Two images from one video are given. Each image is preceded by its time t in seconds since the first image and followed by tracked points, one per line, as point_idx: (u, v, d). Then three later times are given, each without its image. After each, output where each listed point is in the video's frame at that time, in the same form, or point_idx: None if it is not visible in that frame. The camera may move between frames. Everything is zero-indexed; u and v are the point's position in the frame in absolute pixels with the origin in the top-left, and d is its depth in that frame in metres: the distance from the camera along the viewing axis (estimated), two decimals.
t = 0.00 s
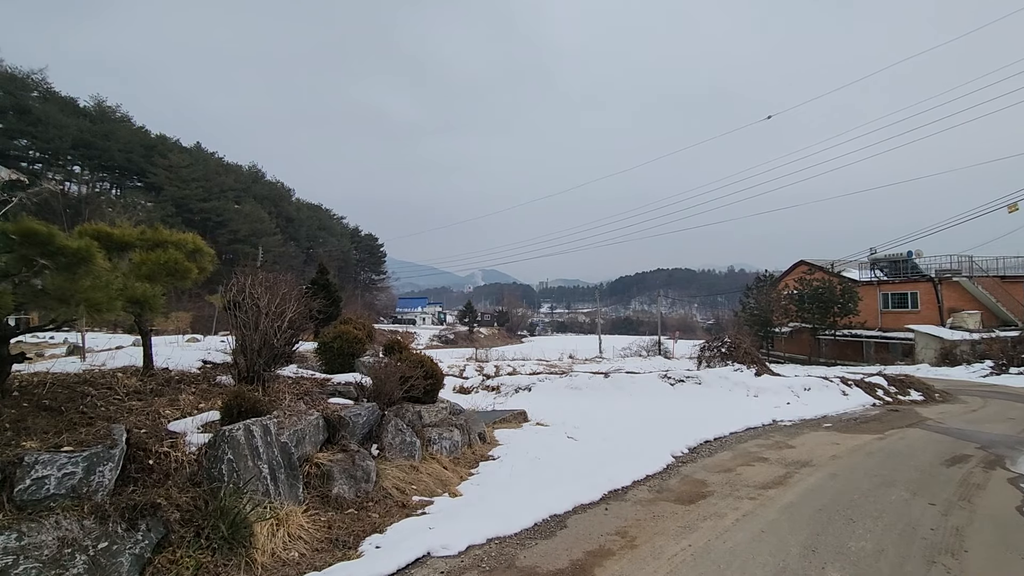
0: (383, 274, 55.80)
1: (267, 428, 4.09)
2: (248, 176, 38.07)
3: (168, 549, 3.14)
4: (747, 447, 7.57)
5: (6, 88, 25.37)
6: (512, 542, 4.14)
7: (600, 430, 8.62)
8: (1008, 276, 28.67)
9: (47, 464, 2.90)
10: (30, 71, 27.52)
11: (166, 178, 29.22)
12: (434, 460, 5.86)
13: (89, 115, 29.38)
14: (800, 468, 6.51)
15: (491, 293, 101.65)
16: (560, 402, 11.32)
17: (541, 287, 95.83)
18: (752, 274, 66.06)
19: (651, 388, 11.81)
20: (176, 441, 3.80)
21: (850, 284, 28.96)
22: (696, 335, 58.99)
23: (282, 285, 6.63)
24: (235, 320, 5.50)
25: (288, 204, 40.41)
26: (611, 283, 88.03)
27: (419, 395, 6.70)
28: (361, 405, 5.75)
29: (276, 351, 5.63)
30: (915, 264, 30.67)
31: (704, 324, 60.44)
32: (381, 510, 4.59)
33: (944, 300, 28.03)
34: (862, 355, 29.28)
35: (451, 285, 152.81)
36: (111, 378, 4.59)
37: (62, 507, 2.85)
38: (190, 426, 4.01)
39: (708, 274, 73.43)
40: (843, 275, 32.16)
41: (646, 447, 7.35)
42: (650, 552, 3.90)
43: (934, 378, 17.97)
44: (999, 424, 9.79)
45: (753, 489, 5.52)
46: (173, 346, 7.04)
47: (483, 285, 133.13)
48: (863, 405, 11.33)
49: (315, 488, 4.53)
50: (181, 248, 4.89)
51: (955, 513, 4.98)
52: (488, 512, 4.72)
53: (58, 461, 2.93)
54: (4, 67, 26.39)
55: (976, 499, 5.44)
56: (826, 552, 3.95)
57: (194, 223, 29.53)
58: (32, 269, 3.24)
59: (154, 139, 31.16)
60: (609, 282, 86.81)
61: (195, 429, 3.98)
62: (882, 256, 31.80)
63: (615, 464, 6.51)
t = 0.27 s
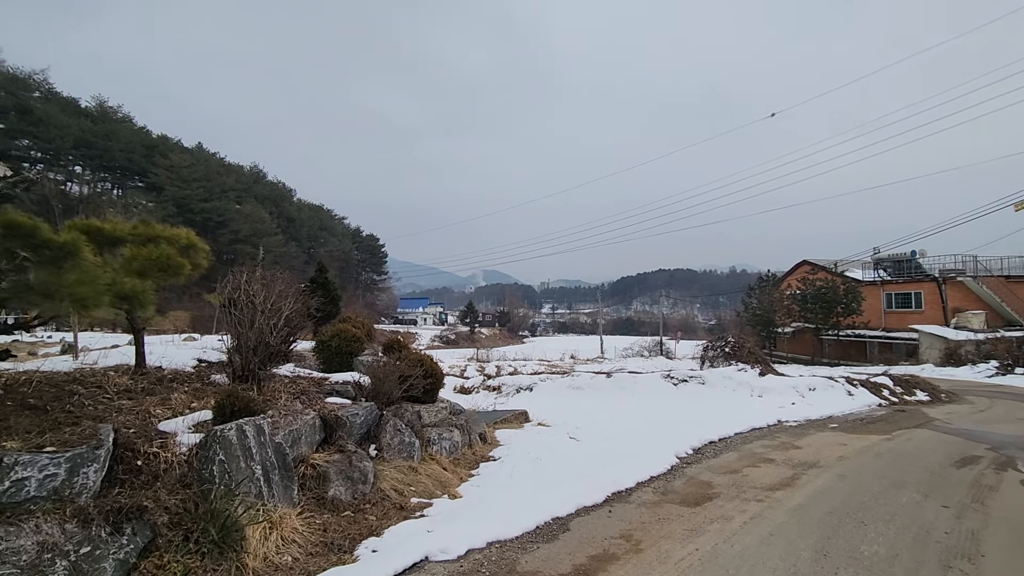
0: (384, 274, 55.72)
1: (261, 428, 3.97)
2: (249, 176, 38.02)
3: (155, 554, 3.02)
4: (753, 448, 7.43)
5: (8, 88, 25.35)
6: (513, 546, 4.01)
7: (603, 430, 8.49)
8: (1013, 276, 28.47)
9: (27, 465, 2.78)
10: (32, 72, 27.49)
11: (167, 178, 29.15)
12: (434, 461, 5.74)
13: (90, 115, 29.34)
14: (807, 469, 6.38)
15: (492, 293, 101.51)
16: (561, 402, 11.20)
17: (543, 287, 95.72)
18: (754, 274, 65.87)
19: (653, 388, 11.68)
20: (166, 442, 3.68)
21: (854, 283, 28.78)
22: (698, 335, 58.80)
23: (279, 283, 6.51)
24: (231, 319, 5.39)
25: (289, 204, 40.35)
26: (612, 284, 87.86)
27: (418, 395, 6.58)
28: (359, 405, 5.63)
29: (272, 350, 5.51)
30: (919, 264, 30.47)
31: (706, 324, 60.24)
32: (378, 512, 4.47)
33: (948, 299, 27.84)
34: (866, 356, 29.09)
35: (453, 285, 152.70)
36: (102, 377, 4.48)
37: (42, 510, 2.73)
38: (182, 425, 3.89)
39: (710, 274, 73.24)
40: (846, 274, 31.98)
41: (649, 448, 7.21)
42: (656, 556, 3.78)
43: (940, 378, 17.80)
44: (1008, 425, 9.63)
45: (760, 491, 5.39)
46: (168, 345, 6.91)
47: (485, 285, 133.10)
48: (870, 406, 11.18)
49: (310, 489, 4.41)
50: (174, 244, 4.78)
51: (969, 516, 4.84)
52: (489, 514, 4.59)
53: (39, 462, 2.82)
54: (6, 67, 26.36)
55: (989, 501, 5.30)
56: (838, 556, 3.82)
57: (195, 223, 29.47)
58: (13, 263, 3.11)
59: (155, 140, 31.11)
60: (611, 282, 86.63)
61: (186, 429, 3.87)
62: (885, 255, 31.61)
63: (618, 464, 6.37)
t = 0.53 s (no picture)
0: (386, 275, 55.65)
1: (253, 431, 3.83)
2: (251, 177, 37.94)
3: (139, 564, 2.89)
4: (759, 451, 7.28)
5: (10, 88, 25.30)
6: (513, 554, 3.87)
7: (606, 432, 8.33)
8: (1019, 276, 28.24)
9: (4, 471, 2.65)
10: (34, 72, 27.45)
11: (168, 178, 29.06)
12: (433, 465, 5.60)
13: (92, 115, 29.28)
14: (816, 472, 6.23)
15: (494, 293, 101.35)
16: (564, 403, 11.04)
17: (545, 288, 95.59)
18: (757, 274, 65.66)
19: (657, 389, 11.52)
20: (154, 446, 3.55)
21: (858, 284, 28.58)
22: (701, 336, 58.58)
23: (275, 281, 6.37)
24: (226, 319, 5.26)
25: (291, 204, 40.28)
26: (615, 284, 87.65)
27: (417, 396, 6.44)
28: (356, 407, 5.49)
29: (267, 350, 5.38)
30: (924, 264, 30.25)
31: (709, 325, 60.04)
32: (374, 518, 4.33)
33: (953, 300, 27.63)
34: (870, 356, 28.88)
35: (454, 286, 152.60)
36: (91, 378, 4.35)
37: (19, 519, 2.59)
38: (171, 429, 3.76)
39: (712, 275, 72.99)
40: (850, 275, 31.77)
41: (654, 451, 7.07)
42: (662, 566, 3.63)
43: (946, 380, 17.61)
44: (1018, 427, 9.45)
45: (768, 496, 5.24)
46: (163, 346, 6.79)
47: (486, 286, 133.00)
48: (876, 407, 11.01)
49: (304, 495, 4.28)
50: (165, 241, 4.66)
51: (985, 522, 4.68)
52: (489, 520, 4.45)
53: (16, 469, 2.69)
54: (9, 67, 26.32)
55: (1005, 507, 5.14)
56: (853, 566, 3.67)
57: (197, 223, 29.41)
58: None
59: (157, 140, 31.03)
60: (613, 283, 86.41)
61: (175, 433, 3.74)
62: (890, 256, 31.40)
63: (622, 468, 6.23)
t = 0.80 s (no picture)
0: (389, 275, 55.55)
1: (246, 436, 3.70)
2: (253, 177, 37.85)
3: None
4: (767, 454, 7.12)
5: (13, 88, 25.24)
6: (517, 564, 3.74)
7: (610, 435, 8.18)
8: None
9: None
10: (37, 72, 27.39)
11: (170, 178, 28.96)
12: (434, 468, 5.46)
13: (94, 115, 29.20)
14: (826, 477, 6.07)
15: (496, 294, 101.15)
16: (567, 405, 10.88)
17: (547, 288, 95.42)
18: (760, 274, 65.40)
19: (662, 390, 11.36)
20: (143, 451, 3.43)
21: (863, 284, 28.35)
22: (704, 336, 58.35)
23: (272, 281, 6.24)
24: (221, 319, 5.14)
25: (293, 204, 40.19)
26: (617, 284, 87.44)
27: (418, 398, 6.31)
28: (355, 409, 5.36)
29: (263, 352, 5.25)
30: (929, 264, 30.01)
31: (711, 325, 59.80)
32: (373, 525, 4.20)
33: (959, 300, 27.39)
34: (875, 357, 28.65)
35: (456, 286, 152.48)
36: (81, 380, 4.23)
37: None
38: (161, 433, 3.64)
39: (715, 275, 72.72)
40: (854, 275, 31.55)
41: (659, 454, 6.92)
42: None
43: (954, 381, 17.40)
44: None
45: (779, 502, 5.09)
46: (160, 346, 6.68)
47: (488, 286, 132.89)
48: (885, 409, 10.83)
49: (301, 501, 4.15)
50: (158, 239, 4.54)
51: (1004, 529, 4.53)
52: (491, 527, 4.32)
53: None
54: (11, 68, 26.27)
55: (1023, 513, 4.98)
56: None
57: (199, 223, 29.34)
58: None
59: (159, 140, 30.94)
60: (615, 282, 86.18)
61: (165, 437, 3.61)
62: (895, 256, 31.17)
63: (628, 472, 6.08)
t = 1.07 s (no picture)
0: (391, 275, 55.45)
1: (245, 438, 3.57)
2: (255, 177, 37.78)
3: None
4: (778, 456, 6.97)
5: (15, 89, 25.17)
6: (526, 572, 3.60)
7: (617, 436, 8.04)
8: None
9: None
10: (39, 73, 27.32)
11: (172, 178, 28.88)
12: (438, 471, 5.32)
13: (97, 116, 29.15)
14: (841, 480, 5.92)
15: (497, 294, 100.98)
16: (572, 406, 10.73)
17: (549, 288, 95.25)
18: (763, 275, 65.13)
19: (667, 391, 11.20)
20: (137, 453, 3.30)
21: (868, 284, 28.13)
22: (706, 336, 58.16)
23: (272, 278, 6.11)
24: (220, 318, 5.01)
25: (295, 205, 40.11)
26: (619, 284, 87.23)
27: (421, 399, 6.17)
28: (358, 410, 5.22)
29: (263, 351, 5.12)
30: (934, 263, 29.80)
31: (714, 325, 59.58)
32: (376, 530, 4.06)
33: (965, 300, 27.17)
34: (880, 357, 28.44)
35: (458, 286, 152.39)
36: (74, 381, 4.10)
37: None
38: (157, 435, 3.51)
39: (718, 275, 72.44)
40: (859, 275, 31.33)
41: (668, 456, 6.77)
42: None
43: (962, 381, 17.19)
44: None
45: (793, 506, 4.94)
46: (158, 345, 6.56)
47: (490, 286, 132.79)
48: (895, 410, 10.66)
49: (302, 505, 4.02)
50: (154, 235, 4.42)
51: None
52: (499, 532, 4.17)
53: None
54: (14, 68, 26.20)
55: None
56: None
57: (201, 223, 29.27)
58: None
59: (161, 140, 30.87)
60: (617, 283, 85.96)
61: (161, 439, 3.48)
62: (900, 255, 30.95)
63: (637, 474, 5.93)
